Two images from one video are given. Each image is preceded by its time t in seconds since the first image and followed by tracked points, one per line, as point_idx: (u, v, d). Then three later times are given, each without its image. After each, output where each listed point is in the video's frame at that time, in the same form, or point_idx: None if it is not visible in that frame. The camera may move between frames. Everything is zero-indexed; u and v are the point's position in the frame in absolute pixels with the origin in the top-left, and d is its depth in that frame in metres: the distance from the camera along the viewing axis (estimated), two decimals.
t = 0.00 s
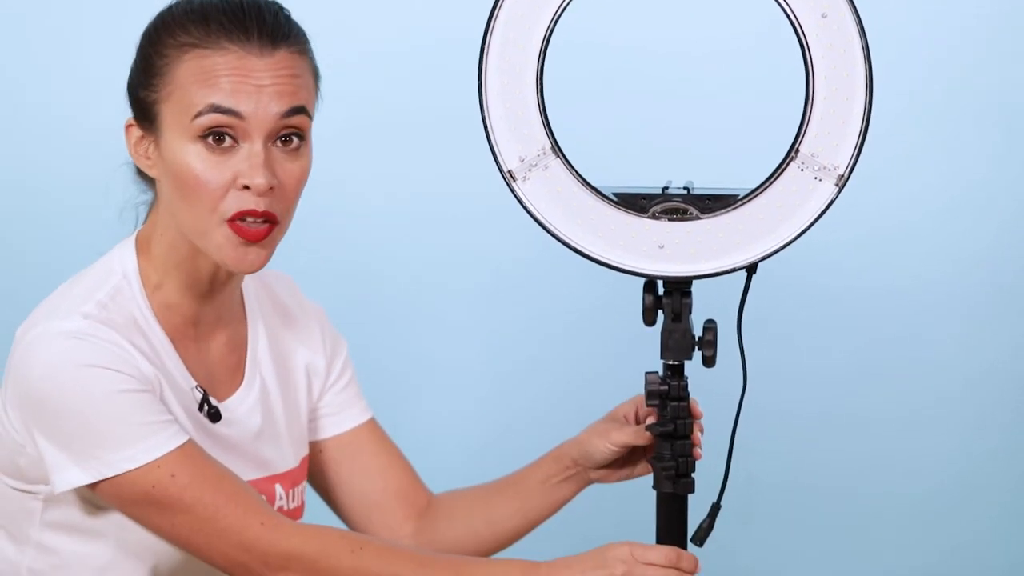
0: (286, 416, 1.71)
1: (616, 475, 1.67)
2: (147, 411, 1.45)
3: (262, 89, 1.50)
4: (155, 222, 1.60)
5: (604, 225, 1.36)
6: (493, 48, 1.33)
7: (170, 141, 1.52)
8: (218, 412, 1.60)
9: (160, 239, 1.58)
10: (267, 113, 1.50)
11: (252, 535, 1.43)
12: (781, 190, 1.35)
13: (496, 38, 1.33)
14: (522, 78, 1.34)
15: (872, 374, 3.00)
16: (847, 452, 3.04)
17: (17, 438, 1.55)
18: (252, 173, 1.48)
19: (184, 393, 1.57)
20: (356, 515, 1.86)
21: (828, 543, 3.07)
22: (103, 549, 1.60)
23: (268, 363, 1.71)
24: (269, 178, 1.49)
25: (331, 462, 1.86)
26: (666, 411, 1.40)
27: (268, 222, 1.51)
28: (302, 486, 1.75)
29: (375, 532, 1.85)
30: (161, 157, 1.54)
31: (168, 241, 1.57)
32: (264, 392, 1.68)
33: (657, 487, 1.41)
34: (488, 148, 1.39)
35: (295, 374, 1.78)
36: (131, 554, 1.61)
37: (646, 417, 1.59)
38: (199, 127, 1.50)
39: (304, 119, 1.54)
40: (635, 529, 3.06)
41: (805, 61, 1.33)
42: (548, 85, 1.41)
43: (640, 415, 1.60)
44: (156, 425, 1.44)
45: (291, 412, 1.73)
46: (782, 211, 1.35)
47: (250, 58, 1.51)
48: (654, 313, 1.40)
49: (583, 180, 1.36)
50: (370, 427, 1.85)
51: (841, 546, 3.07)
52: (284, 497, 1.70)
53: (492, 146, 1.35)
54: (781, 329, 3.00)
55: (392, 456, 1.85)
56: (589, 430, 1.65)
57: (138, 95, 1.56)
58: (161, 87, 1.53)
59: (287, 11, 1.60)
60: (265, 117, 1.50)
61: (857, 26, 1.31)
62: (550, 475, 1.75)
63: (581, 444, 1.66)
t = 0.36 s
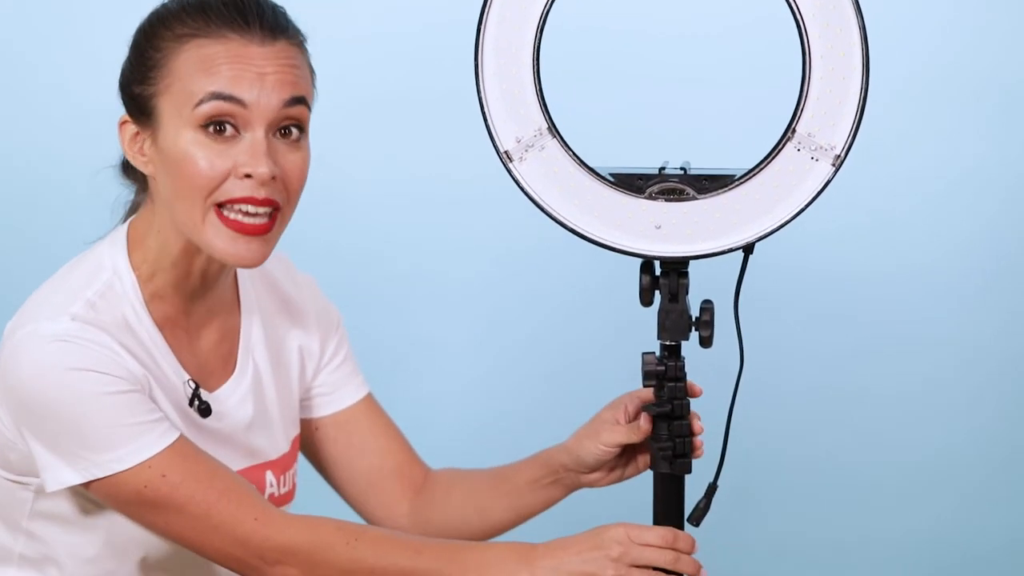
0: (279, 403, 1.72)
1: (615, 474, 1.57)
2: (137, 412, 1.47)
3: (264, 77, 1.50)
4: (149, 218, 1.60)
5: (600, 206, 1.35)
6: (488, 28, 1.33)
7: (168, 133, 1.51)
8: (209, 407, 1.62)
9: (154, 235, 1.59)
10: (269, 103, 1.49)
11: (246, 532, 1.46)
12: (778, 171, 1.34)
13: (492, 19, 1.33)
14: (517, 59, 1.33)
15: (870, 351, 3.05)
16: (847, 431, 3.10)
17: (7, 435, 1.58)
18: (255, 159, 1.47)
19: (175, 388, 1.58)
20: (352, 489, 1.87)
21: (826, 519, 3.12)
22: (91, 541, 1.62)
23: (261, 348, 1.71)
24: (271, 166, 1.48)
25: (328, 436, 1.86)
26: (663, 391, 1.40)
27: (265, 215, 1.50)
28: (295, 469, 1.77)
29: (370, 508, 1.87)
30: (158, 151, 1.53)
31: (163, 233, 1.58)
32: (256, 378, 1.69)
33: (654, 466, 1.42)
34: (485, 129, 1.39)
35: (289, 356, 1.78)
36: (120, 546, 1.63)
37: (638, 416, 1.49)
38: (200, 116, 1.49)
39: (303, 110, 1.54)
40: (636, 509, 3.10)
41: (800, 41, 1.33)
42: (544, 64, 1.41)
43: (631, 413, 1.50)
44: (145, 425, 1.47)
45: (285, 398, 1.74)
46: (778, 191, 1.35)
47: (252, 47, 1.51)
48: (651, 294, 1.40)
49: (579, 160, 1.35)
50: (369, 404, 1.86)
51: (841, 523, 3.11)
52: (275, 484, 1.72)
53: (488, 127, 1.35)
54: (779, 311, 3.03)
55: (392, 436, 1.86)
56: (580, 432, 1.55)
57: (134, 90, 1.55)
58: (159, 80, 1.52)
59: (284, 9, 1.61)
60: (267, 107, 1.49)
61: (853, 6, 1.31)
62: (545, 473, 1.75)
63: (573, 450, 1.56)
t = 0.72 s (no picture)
0: (280, 397, 1.73)
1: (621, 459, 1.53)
2: (140, 408, 1.48)
3: (309, 110, 1.49)
4: (151, 213, 1.61)
5: (600, 193, 1.35)
6: (488, 15, 1.33)
7: (209, 166, 1.50)
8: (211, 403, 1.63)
9: (156, 234, 1.59)
10: (314, 133, 1.50)
11: (246, 529, 1.48)
12: (777, 158, 1.34)
13: (491, 6, 1.32)
14: (517, 46, 1.33)
15: (870, 341, 3.07)
16: (847, 423, 3.10)
17: (11, 428, 1.60)
18: (305, 192, 1.49)
19: (176, 384, 1.60)
20: (352, 474, 1.88)
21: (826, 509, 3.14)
22: (92, 535, 1.64)
23: (262, 341, 1.72)
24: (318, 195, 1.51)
25: (330, 421, 1.87)
26: (662, 378, 1.40)
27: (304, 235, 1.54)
28: (295, 462, 1.79)
29: (370, 493, 1.88)
30: (194, 179, 1.51)
31: (172, 239, 1.59)
32: (257, 372, 1.71)
33: (653, 456, 1.41)
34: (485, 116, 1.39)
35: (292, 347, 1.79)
36: (119, 541, 1.64)
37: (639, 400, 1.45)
38: (247, 155, 1.48)
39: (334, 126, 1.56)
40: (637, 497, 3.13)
41: (800, 28, 1.33)
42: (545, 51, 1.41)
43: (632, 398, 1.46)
44: (149, 422, 1.48)
45: (286, 391, 1.75)
46: (777, 178, 1.35)
47: (294, 80, 1.49)
48: (651, 281, 1.40)
49: (578, 147, 1.35)
50: (370, 391, 1.87)
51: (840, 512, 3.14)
52: (275, 478, 1.75)
53: (487, 115, 1.35)
54: (779, 302, 3.05)
55: (395, 424, 1.87)
56: (579, 423, 1.50)
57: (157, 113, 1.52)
58: (194, 111, 1.49)
59: (303, 22, 1.58)
60: (312, 138, 1.50)
61: None
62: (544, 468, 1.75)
63: (575, 442, 1.51)
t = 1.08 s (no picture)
0: (282, 393, 1.77)
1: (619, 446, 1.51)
2: (143, 405, 1.51)
3: (306, 115, 1.55)
4: (148, 213, 1.66)
5: (601, 187, 1.35)
6: (489, 9, 1.33)
7: (216, 180, 1.56)
8: (212, 401, 1.68)
9: (155, 233, 1.65)
10: (312, 135, 1.57)
11: (248, 527, 1.50)
12: (778, 151, 1.34)
13: None
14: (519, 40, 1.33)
15: (871, 343, 3.07)
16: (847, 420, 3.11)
17: (13, 426, 1.62)
18: (311, 193, 1.57)
19: (179, 383, 1.64)
20: (357, 472, 1.90)
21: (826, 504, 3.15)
22: (94, 533, 1.67)
23: (264, 338, 1.76)
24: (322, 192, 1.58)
25: (337, 417, 1.90)
26: (662, 372, 1.40)
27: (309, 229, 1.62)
28: (296, 459, 1.83)
29: (374, 491, 1.90)
30: (200, 192, 1.57)
31: (174, 243, 1.64)
32: (259, 369, 1.74)
33: (652, 452, 1.41)
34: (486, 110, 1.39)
35: (294, 343, 1.81)
36: (119, 541, 1.67)
37: (638, 388, 1.44)
38: (253, 167, 1.54)
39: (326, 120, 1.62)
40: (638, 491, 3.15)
41: (802, 22, 1.33)
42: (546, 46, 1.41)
43: (631, 386, 1.45)
44: (151, 418, 1.51)
45: (289, 388, 1.79)
46: (779, 172, 1.35)
47: (288, 87, 1.55)
48: (651, 275, 1.40)
49: (580, 140, 1.35)
50: (374, 388, 1.89)
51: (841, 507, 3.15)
52: (276, 477, 1.79)
53: (488, 108, 1.35)
54: (778, 301, 3.05)
55: (399, 420, 1.89)
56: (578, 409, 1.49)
57: (153, 133, 1.57)
58: (194, 130, 1.54)
59: (280, 20, 1.62)
60: (311, 140, 1.57)
61: None
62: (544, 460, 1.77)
63: (574, 428, 1.50)
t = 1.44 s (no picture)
0: (279, 393, 1.93)
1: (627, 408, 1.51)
2: (144, 408, 1.66)
3: (293, 116, 1.70)
4: (146, 218, 1.82)
5: (603, 145, 1.36)
6: None
7: (210, 187, 1.71)
8: (213, 404, 1.83)
9: (155, 241, 1.81)
10: (301, 135, 1.71)
11: (249, 530, 1.63)
12: (781, 108, 1.35)
13: None
14: None
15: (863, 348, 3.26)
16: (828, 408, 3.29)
17: (16, 430, 1.77)
18: (304, 191, 1.72)
19: (180, 385, 1.80)
20: (376, 468, 2.04)
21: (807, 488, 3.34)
22: (96, 537, 1.83)
23: (264, 341, 1.92)
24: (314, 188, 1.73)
25: (352, 414, 2.05)
26: (664, 331, 1.41)
27: (308, 226, 1.77)
28: (298, 456, 2.00)
29: (392, 483, 2.03)
30: (196, 200, 1.73)
31: (175, 248, 1.80)
32: (260, 369, 1.91)
33: (653, 455, 1.42)
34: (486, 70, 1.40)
35: (294, 341, 1.98)
36: (116, 541, 1.84)
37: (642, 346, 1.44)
38: (245, 172, 1.69)
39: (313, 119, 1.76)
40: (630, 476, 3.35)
41: None
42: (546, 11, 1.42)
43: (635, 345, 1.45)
44: (151, 419, 1.65)
45: (289, 386, 1.95)
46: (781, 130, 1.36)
47: (273, 89, 1.69)
48: (652, 233, 1.41)
49: (580, 99, 1.36)
50: (382, 378, 2.05)
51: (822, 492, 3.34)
52: (277, 478, 1.95)
53: (489, 67, 1.36)
54: (772, 307, 3.25)
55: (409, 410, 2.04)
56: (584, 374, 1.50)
57: (146, 147, 1.72)
58: (185, 140, 1.70)
59: (261, 22, 1.76)
60: (300, 141, 1.71)
61: None
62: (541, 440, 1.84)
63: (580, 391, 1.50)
